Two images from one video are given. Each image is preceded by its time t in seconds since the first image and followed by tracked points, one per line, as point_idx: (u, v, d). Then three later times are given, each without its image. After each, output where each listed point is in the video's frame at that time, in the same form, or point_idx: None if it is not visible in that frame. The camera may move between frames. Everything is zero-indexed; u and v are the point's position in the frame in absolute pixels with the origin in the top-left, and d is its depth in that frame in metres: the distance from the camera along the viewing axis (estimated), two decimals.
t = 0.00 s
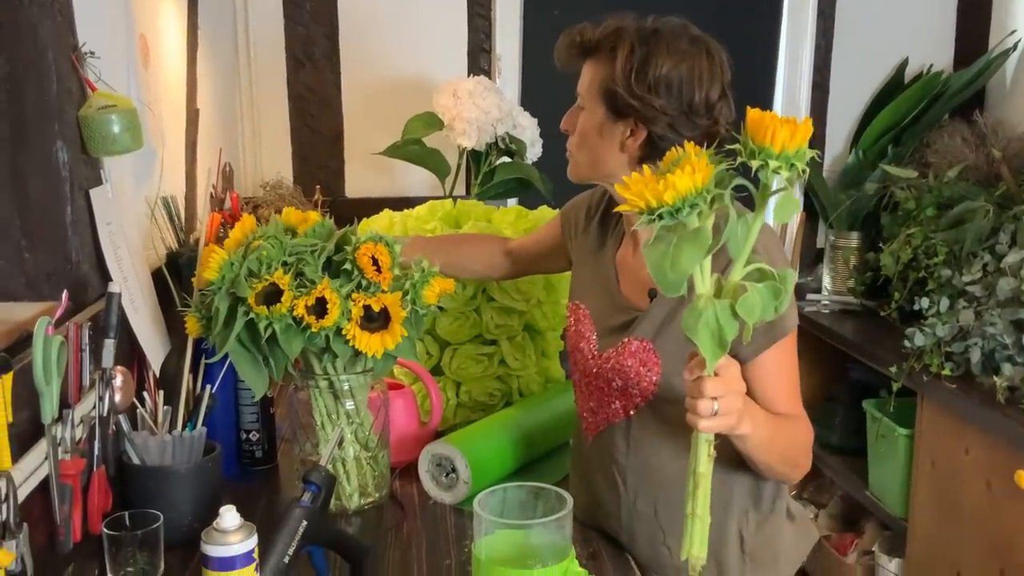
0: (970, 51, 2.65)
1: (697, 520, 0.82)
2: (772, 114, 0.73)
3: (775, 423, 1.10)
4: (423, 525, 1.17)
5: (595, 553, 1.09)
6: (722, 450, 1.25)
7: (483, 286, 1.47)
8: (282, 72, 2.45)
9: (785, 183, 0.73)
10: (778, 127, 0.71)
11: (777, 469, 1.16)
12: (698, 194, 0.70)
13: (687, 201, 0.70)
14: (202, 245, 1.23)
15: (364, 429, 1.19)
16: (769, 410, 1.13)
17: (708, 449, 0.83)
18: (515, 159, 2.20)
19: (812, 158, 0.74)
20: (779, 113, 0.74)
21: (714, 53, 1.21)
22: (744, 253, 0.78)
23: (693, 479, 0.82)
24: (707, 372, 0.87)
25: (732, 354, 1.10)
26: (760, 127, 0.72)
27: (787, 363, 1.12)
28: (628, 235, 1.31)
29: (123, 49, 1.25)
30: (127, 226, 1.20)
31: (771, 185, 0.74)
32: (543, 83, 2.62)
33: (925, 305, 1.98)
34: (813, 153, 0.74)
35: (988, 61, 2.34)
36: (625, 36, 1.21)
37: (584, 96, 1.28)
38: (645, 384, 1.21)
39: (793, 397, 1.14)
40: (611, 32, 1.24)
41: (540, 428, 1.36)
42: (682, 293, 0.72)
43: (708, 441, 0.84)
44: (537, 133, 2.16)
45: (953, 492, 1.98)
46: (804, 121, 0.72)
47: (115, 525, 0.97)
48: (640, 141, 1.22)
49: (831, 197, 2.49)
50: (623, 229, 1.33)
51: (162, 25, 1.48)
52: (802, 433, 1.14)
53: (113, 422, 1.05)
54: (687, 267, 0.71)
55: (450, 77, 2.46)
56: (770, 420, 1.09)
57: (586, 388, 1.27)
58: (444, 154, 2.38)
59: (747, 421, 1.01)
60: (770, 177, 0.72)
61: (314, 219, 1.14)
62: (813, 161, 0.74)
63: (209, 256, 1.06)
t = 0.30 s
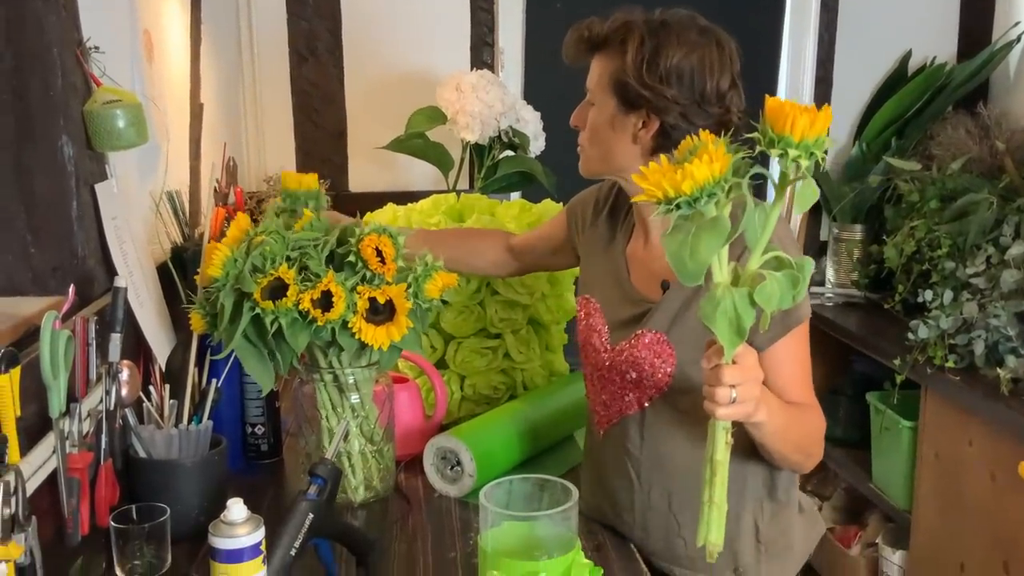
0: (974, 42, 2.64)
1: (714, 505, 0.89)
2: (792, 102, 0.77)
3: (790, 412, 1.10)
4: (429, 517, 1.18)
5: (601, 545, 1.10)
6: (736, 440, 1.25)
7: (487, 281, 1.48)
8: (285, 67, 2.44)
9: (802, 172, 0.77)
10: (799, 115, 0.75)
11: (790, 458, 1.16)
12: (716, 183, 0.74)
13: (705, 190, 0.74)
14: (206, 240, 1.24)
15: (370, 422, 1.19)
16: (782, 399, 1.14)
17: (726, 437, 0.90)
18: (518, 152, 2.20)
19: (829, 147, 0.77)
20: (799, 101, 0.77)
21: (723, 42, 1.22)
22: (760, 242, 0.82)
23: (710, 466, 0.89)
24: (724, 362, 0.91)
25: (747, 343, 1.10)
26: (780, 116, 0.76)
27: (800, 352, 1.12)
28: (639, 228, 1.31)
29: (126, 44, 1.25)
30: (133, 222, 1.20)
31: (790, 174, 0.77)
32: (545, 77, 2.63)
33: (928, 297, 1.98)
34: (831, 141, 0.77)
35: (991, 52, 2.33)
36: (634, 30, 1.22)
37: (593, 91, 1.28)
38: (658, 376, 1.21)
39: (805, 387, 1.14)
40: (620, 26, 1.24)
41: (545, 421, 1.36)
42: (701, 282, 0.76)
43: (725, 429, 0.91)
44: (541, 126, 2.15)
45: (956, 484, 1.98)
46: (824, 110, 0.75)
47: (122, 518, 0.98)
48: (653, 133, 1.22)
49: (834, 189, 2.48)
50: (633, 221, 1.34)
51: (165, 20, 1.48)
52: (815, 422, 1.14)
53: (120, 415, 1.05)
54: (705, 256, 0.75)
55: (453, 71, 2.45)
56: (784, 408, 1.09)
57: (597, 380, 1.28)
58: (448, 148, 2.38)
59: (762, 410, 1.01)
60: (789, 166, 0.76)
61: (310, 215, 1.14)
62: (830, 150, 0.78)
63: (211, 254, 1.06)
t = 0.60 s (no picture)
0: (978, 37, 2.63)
1: (717, 493, 0.91)
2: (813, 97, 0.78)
3: (795, 405, 1.11)
4: (432, 510, 1.18)
5: (603, 538, 1.10)
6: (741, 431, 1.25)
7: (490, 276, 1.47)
8: (288, 63, 2.44)
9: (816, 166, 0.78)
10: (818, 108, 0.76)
11: (794, 451, 1.16)
12: (731, 173, 0.75)
13: (719, 179, 0.75)
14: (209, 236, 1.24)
15: (373, 417, 1.20)
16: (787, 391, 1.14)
17: (730, 425, 0.92)
18: (520, 148, 2.19)
19: (846, 143, 0.78)
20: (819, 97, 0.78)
21: (732, 35, 1.22)
22: (771, 235, 0.83)
23: (714, 454, 0.92)
24: (732, 350, 0.92)
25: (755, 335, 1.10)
26: (799, 110, 0.77)
27: (807, 345, 1.13)
28: (647, 221, 1.32)
29: (130, 40, 1.25)
30: (137, 217, 1.21)
31: (805, 167, 0.78)
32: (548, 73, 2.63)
33: (931, 292, 1.99)
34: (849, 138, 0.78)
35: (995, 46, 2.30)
36: (645, 25, 1.22)
37: (602, 87, 1.28)
38: (667, 368, 1.21)
39: (811, 378, 1.15)
40: (629, 22, 1.25)
41: (548, 416, 1.36)
42: (712, 272, 0.77)
43: (730, 416, 0.93)
44: (544, 121, 2.14)
45: (959, 479, 1.98)
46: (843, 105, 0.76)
47: (127, 511, 0.98)
48: (669, 127, 1.23)
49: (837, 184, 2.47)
50: (642, 215, 1.35)
51: (168, 16, 1.48)
52: (819, 414, 1.15)
53: (124, 410, 1.05)
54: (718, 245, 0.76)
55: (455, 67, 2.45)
56: (790, 401, 1.09)
57: (604, 373, 1.28)
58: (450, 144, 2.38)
59: (766, 400, 1.02)
60: (805, 158, 0.77)
61: (313, 211, 1.14)
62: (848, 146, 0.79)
63: (216, 249, 1.07)
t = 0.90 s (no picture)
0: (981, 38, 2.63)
1: (728, 490, 0.91)
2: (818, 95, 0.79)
3: (806, 406, 1.11)
4: (435, 509, 1.18)
5: (607, 537, 1.10)
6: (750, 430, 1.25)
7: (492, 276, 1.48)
8: (292, 62, 2.44)
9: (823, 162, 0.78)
10: (822, 103, 0.76)
11: (803, 451, 1.17)
12: (737, 168, 0.75)
13: (725, 175, 0.75)
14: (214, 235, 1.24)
15: (376, 415, 1.20)
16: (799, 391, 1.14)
17: (740, 422, 0.92)
18: (523, 147, 2.19)
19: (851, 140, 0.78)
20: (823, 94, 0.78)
21: (750, 32, 1.23)
22: (780, 232, 0.83)
23: (725, 451, 0.91)
24: (739, 347, 0.92)
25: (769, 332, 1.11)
26: (803, 105, 0.78)
27: (821, 346, 1.14)
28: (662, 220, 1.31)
29: (135, 39, 1.25)
30: (141, 216, 1.21)
31: (811, 163, 0.79)
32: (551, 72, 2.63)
33: (934, 292, 1.99)
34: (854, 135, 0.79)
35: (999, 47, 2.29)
36: (666, 26, 1.22)
37: (621, 87, 1.28)
38: (682, 367, 1.22)
39: (823, 379, 1.15)
40: (649, 22, 1.26)
41: (552, 414, 1.37)
42: (718, 266, 0.77)
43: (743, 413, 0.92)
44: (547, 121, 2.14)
45: (961, 479, 1.99)
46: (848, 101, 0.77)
47: (131, 509, 0.99)
48: (691, 126, 1.24)
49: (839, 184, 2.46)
50: (656, 214, 1.35)
51: (172, 15, 1.48)
52: (830, 415, 1.15)
53: (129, 408, 1.06)
54: (725, 240, 0.75)
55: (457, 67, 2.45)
56: (800, 401, 1.09)
57: (618, 370, 1.29)
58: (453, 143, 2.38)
59: (777, 398, 1.02)
60: (810, 153, 0.77)
61: (317, 209, 1.14)
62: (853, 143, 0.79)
63: (220, 247, 1.08)
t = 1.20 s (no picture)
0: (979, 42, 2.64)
1: (737, 505, 0.91)
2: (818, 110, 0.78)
3: (818, 417, 1.11)
4: (435, 512, 1.18)
5: (607, 540, 1.10)
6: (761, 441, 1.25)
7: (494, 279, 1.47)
8: (293, 65, 2.45)
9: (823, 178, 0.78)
10: (819, 120, 0.75)
11: (816, 461, 1.16)
12: (733, 190, 0.75)
13: (722, 197, 0.75)
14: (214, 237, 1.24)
15: (376, 418, 1.20)
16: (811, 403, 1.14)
17: (748, 438, 0.92)
18: (524, 150, 2.19)
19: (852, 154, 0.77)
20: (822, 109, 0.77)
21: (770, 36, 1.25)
22: (784, 247, 0.83)
23: (733, 466, 0.91)
24: (744, 362, 0.93)
25: (785, 343, 1.11)
26: (800, 121, 0.77)
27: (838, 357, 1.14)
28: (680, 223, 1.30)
29: (136, 42, 1.26)
30: (143, 219, 1.21)
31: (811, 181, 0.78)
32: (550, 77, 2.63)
33: (933, 296, 1.99)
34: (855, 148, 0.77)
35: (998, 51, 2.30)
36: (694, 33, 1.22)
37: (643, 95, 1.28)
38: (699, 374, 1.21)
39: (839, 390, 1.15)
40: (672, 29, 1.25)
41: (553, 417, 1.37)
42: (713, 287, 0.77)
43: (751, 428, 0.92)
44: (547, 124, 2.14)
45: (960, 483, 1.99)
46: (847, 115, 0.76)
47: (132, 511, 0.99)
48: (719, 132, 1.25)
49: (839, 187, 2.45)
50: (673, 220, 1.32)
51: (174, 18, 1.49)
52: (845, 428, 1.14)
53: (130, 410, 1.06)
54: (720, 261, 0.76)
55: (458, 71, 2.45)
56: (810, 411, 1.09)
57: (632, 375, 1.29)
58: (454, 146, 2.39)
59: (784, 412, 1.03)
60: (810, 171, 0.77)
61: (318, 212, 1.14)
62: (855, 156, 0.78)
63: (221, 250, 1.08)
